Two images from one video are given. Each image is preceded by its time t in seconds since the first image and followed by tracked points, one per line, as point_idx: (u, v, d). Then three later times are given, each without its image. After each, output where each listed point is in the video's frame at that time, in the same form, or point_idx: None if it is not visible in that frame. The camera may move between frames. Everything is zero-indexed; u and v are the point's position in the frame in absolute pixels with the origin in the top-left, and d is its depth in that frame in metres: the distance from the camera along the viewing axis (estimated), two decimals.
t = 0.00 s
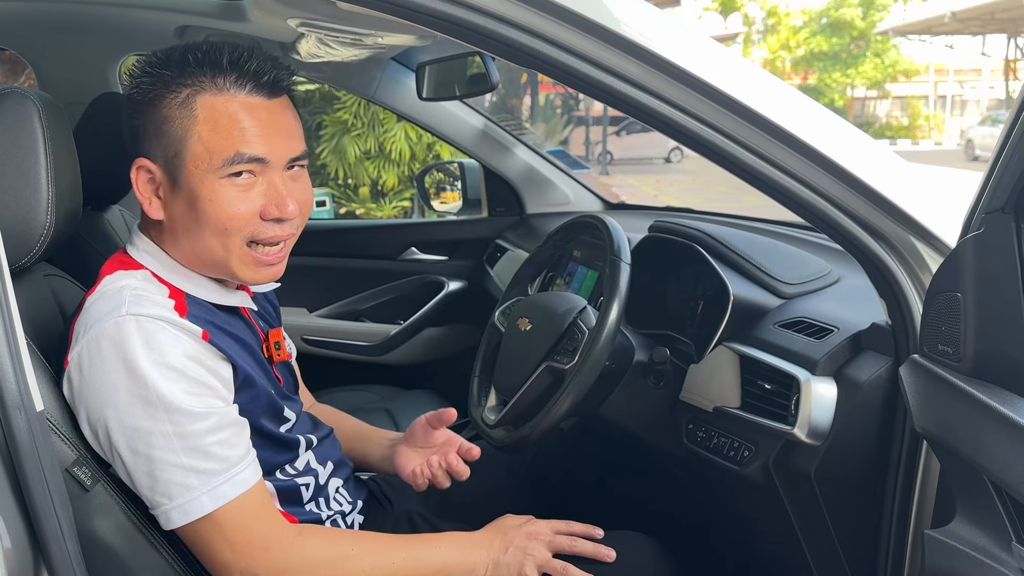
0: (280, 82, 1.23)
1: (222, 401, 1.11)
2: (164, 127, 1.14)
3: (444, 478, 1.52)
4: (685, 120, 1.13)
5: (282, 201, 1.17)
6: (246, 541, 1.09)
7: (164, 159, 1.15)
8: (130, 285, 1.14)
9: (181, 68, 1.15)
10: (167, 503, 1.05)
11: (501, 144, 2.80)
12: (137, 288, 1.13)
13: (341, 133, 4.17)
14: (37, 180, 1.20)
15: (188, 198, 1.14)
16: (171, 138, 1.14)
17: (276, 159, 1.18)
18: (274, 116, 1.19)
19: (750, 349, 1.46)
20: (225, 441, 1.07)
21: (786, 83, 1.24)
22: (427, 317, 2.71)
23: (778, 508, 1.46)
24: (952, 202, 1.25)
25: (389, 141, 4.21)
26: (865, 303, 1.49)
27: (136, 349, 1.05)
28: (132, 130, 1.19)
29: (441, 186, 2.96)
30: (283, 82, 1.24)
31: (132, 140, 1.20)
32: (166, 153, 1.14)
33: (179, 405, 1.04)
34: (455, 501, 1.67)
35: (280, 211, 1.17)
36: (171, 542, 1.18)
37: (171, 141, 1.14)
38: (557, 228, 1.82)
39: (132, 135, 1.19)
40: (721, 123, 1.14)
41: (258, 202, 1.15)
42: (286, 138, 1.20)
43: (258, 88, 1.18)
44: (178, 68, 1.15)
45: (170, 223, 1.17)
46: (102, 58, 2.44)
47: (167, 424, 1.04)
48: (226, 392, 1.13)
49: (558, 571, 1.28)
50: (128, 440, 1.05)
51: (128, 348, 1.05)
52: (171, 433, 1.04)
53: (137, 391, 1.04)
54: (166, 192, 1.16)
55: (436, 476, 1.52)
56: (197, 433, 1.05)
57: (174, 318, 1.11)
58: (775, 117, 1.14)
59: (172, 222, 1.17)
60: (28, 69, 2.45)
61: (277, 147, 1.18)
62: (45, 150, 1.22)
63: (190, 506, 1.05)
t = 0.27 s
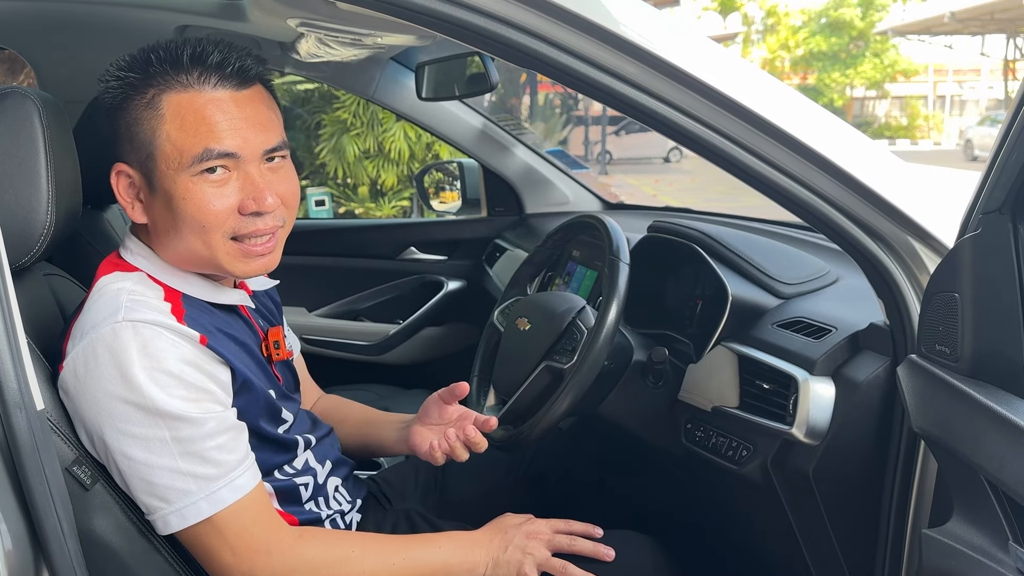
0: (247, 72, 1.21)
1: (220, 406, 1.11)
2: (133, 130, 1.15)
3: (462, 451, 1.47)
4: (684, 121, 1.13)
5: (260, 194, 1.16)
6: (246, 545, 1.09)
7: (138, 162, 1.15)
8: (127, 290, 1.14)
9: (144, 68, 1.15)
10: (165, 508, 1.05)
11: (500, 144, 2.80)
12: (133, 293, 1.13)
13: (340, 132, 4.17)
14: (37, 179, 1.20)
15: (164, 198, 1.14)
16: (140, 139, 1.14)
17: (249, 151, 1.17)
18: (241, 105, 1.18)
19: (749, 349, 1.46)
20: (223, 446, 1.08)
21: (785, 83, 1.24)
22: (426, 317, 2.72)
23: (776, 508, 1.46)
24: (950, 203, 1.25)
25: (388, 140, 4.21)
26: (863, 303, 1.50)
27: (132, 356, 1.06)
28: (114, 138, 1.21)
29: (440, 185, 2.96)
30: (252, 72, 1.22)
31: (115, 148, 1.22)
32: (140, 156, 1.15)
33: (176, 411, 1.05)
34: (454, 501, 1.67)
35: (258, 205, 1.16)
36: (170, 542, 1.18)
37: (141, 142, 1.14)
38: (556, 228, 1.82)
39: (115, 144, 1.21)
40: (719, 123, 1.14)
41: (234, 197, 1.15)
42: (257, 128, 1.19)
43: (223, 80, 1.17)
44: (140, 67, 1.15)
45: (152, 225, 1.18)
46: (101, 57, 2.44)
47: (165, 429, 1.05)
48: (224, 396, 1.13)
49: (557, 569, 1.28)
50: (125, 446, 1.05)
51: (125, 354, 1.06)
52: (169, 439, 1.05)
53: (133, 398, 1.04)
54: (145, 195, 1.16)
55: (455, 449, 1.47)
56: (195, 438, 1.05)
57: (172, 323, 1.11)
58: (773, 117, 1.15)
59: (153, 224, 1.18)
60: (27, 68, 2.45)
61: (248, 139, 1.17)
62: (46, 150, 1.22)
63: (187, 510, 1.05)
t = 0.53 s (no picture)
0: (268, 78, 1.23)
1: (221, 405, 1.11)
2: (158, 129, 1.14)
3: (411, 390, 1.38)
4: (685, 121, 1.14)
5: (280, 197, 1.18)
6: (247, 545, 1.09)
7: (160, 161, 1.14)
8: (128, 288, 1.14)
9: (173, 69, 1.15)
10: (165, 506, 1.05)
11: (500, 143, 2.80)
12: (134, 291, 1.13)
13: (339, 131, 4.17)
14: (37, 179, 1.20)
15: (185, 198, 1.14)
16: (165, 139, 1.14)
17: (273, 156, 1.19)
18: (267, 111, 1.20)
19: (748, 349, 1.47)
20: (223, 445, 1.08)
21: (784, 83, 1.24)
22: (426, 316, 2.72)
23: (776, 508, 1.46)
24: (949, 203, 1.26)
25: (387, 140, 4.21)
26: (862, 303, 1.50)
27: (133, 355, 1.06)
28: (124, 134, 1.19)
29: (440, 184, 2.96)
30: (272, 78, 1.24)
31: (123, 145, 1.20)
32: (162, 155, 1.14)
33: (176, 409, 1.05)
34: (453, 500, 1.67)
35: (278, 208, 1.18)
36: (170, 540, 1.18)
37: (165, 142, 1.14)
38: (555, 227, 1.82)
39: (124, 139, 1.19)
40: (720, 123, 1.14)
41: (256, 200, 1.16)
42: (279, 134, 1.21)
43: (250, 85, 1.19)
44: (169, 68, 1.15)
45: (168, 224, 1.17)
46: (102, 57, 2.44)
47: (165, 428, 1.05)
48: (225, 395, 1.13)
49: (557, 569, 1.28)
50: (126, 445, 1.05)
51: (126, 353, 1.06)
52: (169, 438, 1.05)
53: (134, 397, 1.04)
54: (163, 194, 1.15)
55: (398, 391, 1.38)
56: (195, 437, 1.05)
57: (172, 322, 1.11)
58: (773, 117, 1.15)
59: (170, 224, 1.17)
60: (27, 67, 2.45)
61: (271, 144, 1.19)
62: (45, 149, 1.22)
63: (188, 509, 1.05)
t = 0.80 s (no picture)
0: (290, 84, 1.24)
1: (221, 401, 1.11)
2: (183, 128, 1.13)
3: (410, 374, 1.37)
4: (685, 120, 1.14)
5: (297, 199, 1.20)
6: (245, 543, 1.09)
7: (183, 159, 1.13)
8: (129, 285, 1.14)
9: (201, 70, 1.15)
10: (165, 503, 1.05)
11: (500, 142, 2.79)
12: (135, 288, 1.14)
13: (339, 130, 4.17)
14: (37, 178, 1.20)
15: (207, 198, 1.14)
16: (190, 139, 1.13)
17: (293, 159, 1.20)
18: (289, 116, 1.21)
19: (748, 348, 1.47)
20: (224, 441, 1.08)
21: (784, 83, 1.24)
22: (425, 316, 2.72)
23: (775, 507, 1.46)
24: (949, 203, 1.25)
25: (387, 139, 4.20)
26: (862, 303, 1.50)
27: (134, 351, 1.06)
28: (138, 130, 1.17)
29: (439, 184, 2.95)
30: (293, 81, 1.25)
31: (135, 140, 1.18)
32: (186, 154, 1.13)
33: (177, 406, 1.05)
34: (452, 499, 1.67)
35: (295, 209, 1.20)
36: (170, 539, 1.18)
37: (191, 142, 1.13)
38: (554, 227, 1.82)
39: (138, 135, 1.17)
40: (720, 123, 1.14)
41: (276, 201, 1.17)
42: (298, 137, 1.23)
43: (274, 90, 1.20)
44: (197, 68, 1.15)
45: (185, 223, 1.17)
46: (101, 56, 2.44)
47: (166, 425, 1.05)
48: (224, 392, 1.13)
49: (555, 568, 1.28)
50: (127, 442, 1.05)
51: (127, 349, 1.06)
52: (171, 434, 1.05)
53: (135, 393, 1.04)
54: (184, 192, 1.14)
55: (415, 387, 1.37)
56: (196, 433, 1.06)
57: (173, 319, 1.11)
58: (773, 117, 1.15)
59: (189, 223, 1.16)
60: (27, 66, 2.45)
61: (292, 147, 1.20)
62: (45, 148, 1.22)
63: (189, 505, 1.05)
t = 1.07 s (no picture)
0: (291, 83, 1.24)
1: (218, 401, 1.11)
2: (185, 130, 1.13)
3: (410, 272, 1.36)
4: (684, 120, 1.13)
5: (300, 200, 1.20)
6: (243, 543, 1.09)
7: (185, 161, 1.13)
8: (128, 285, 1.14)
9: (203, 70, 1.14)
10: (163, 503, 1.05)
11: (499, 142, 2.79)
12: (134, 288, 1.13)
13: (338, 129, 4.17)
14: (35, 178, 1.20)
15: (210, 198, 1.13)
16: (193, 140, 1.13)
17: (295, 159, 1.20)
18: (291, 115, 1.21)
19: (746, 348, 1.47)
20: (222, 441, 1.08)
21: (783, 83, 1.24)
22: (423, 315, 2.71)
23: (773, 508, 1.46)
24: (947, 203, 1.25)
25: (386, 138, 4.20)
26: (861, 304, 1.50)
27: (131, 350, 1.06)
28: (139, 131, 1.17)
29: (438, 184, 2.95)
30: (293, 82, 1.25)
31: (135, 141, 1.18)
32: (189, 155, 1.13)
33: (175, 406, 1.05)
34: (451, 499, 1.67)
35: (298, 209, 1.20)
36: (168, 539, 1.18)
37: (194, 143, 1.13)
38: (554, 227, 1.82)
39: (139, 136, 1.17)
40: (720, 122, 1.14)
41: (280, 202, 1.17)
42: (300, 136, 1.22)
43: (274, 90, 1.19)
44: (199, 69, 1.15)
45: (189, 224, 1.16)
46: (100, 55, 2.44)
47: (163, 424, 1.04)
48: (222, 392, 1.13)
49: (553, 568, 1.28)
50: (124, 442, 1.05)
51: (124, 349, 1.06)
52: (168, 434, 1.05)
53: (133, 393, 1.04)
54: (187, 192, 1.14)
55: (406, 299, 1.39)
56: (194, 433, 1.05)
57: (171, 319, 1.11)
58: (772, 116, 1.15)
59: (192, 223, 1.16)
60: (26, 65, 2.45)
61: (294, 146, 1.20)
62: (43, 147, 1.22)
63: (186, 506, 1.05)
